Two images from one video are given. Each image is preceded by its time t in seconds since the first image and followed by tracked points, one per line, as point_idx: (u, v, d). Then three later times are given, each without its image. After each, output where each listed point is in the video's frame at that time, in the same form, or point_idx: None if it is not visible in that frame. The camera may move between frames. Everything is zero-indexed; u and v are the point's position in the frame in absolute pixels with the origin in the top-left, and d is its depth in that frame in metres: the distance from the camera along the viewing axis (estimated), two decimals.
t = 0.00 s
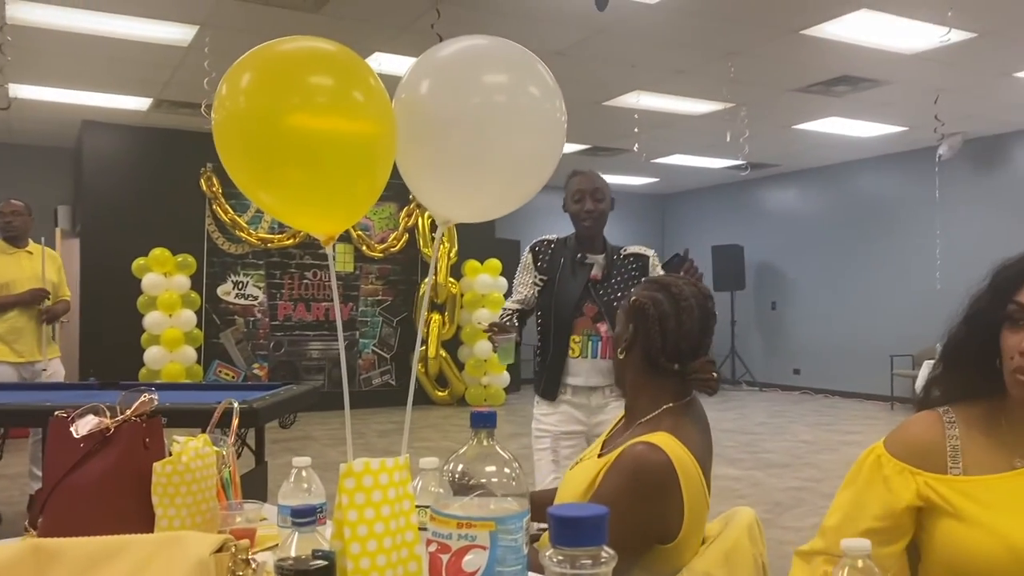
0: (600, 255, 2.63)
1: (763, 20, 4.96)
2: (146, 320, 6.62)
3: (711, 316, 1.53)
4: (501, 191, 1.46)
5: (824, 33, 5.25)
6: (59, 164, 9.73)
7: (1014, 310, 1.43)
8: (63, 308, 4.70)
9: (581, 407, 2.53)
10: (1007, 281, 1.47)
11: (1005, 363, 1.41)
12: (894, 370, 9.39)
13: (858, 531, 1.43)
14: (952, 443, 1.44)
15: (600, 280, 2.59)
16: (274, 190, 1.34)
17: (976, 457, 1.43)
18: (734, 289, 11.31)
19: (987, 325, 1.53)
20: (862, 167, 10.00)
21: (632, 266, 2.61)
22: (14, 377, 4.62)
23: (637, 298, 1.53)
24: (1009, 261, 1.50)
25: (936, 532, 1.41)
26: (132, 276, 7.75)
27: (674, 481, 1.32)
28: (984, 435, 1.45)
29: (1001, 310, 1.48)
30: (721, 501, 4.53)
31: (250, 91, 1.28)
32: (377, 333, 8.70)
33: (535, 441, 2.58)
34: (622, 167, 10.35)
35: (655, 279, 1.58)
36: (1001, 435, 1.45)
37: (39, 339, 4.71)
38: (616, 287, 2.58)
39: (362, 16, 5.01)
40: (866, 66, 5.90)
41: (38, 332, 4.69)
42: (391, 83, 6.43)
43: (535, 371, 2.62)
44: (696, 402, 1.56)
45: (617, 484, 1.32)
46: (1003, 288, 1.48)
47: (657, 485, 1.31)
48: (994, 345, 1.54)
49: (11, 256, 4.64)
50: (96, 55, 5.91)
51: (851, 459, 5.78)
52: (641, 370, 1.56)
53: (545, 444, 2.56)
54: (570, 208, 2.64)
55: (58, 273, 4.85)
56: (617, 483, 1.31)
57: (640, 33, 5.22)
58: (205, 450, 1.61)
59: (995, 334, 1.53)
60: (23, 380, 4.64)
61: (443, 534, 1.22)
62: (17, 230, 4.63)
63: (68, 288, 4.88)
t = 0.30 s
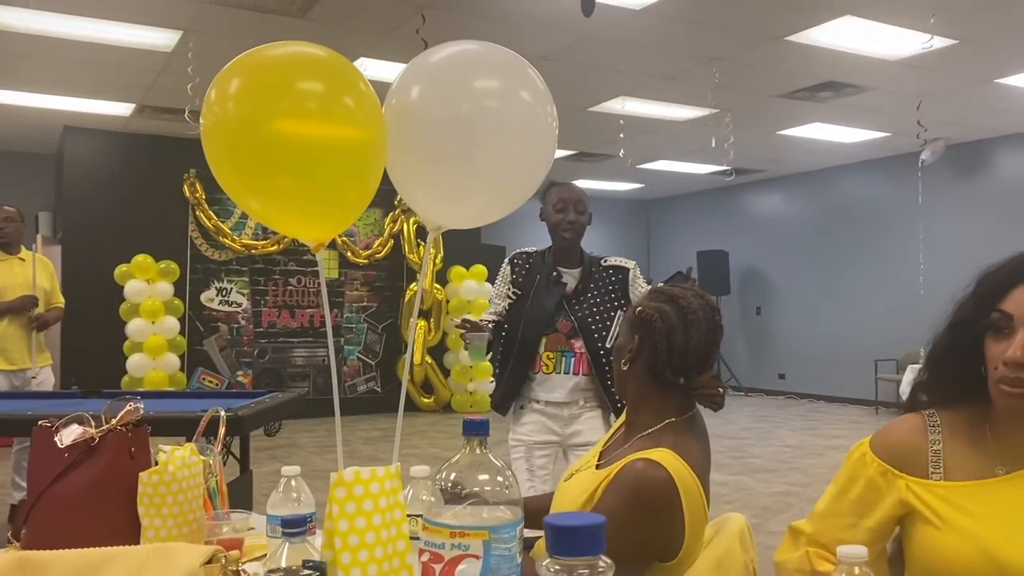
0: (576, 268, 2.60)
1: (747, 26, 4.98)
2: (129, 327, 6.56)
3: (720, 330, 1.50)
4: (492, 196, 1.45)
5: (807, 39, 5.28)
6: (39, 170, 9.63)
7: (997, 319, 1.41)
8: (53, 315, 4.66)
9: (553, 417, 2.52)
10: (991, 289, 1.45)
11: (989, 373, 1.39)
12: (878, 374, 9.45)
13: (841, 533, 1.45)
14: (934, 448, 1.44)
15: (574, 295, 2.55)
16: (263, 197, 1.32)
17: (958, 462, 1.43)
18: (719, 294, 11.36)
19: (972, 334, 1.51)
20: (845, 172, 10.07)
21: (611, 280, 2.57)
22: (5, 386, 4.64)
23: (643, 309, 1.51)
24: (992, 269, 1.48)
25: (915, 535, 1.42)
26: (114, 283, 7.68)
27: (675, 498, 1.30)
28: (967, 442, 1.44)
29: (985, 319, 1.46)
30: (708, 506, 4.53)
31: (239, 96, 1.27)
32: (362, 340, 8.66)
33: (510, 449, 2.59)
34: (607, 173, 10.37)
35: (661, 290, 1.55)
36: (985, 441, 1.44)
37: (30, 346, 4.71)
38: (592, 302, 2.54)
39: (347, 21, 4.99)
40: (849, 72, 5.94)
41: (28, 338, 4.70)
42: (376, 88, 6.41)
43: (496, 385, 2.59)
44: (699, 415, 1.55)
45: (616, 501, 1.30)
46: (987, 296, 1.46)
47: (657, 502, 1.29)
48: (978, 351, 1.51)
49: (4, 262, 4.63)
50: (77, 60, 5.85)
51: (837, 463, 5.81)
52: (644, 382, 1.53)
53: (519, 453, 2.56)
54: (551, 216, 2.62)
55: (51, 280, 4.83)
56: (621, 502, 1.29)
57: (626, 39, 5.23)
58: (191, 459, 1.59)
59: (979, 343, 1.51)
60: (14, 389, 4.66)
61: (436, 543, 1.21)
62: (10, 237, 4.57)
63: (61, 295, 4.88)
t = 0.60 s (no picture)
0: (563, 261, 2.58)
1: (738, 27, 4.99)
2: (119, 331, 6.53)
3: (720, 336, 1.52)
4: (483, 200, 1.44)
5: (798, 41, 5.29)
6: (28, 175, 9.58)
7: (989, 328, 1.36)
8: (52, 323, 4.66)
9: (541, 414, 2.51)
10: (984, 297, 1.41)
11: (980, 384, 1.34)
12: (869, 375, 9.48)
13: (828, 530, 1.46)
14: (922, 454, 1.43)
15: (558, 286, 2.54)
16: (252, 203, 1.31)
17: (947, 468, 1.42)
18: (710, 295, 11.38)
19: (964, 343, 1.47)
20: (835, 173, 10.10)
21: (597, 272, 2.56)
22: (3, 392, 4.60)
23: (644, 317, 1.50)
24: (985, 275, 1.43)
25: (903, 540, 1.43)
26: (104, 288, 7.64)
27: (671, 507, 1.30)
28: (957, 450, 1.43)
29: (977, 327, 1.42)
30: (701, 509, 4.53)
31: (226, 102, 1.26)
32: (354, 344, 8.65)
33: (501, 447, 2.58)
34: (599, 175, 10.38)
35: (662, 296, 1.55)
36: (974, 450, 1.42)
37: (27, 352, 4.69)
38: (575, 293, 2.53)
39: (337, 23, 4.98)
40: (840, 73, 5.96)
41: (26, 345, 4.69)
42: (367, 91, 6.40)
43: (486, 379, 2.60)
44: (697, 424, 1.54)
45: (613, 509, 1.30)
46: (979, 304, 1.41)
47: (654, 512, 1.29)
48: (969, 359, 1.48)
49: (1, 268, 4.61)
50: (66, 65, 5.83)
51: (830, 464, 5.81)
52: (641, 388, 1.52)
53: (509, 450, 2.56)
54: (542, 207, 2.56)
55: (49, 287, 4.83)
56: (620, 509, 1.29)
57: (617, 41, 5.24)
58: (180, 466, 1.58)
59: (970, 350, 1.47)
60: (11, 395, 4.61)
61: (427, 549, 1.21)
62: (9, 243, 4.58)
63: (59, 302, 4.87)
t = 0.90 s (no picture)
0: (564, 266, 2.58)
1: (734, 26, 4.98)
2: (117, 333, 6.53)
3: (717, 337, 1.53)
4: (477, 199, 1.44)
5: (793, 39, 5.28)
6: (25, 177, 9.58)
7: (990, 342, 1.28)
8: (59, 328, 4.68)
9: (542, 422, 2.50)
10: (985, 309, 1.32)
11: (981, 402, 1.27)
12: (868, 373, 9.49)
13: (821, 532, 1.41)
14: (920, 463, 1.38)
15: (557, 293, 2.54)
16: (243, 203, 1.31)
17: (944, 477, 1.38)
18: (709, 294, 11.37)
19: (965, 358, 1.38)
20: (832, 171, 10.11)
21: (596, 278, 2.53)
22: (7, 395, 4.61)
23: (642, 318, 1.50)
24: (984, 283, 1.35)
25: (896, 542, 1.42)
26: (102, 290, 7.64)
27: (670, 509, 1.30)
28: (955, 459, 1.38)
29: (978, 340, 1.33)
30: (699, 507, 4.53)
31: (217, 102, 1.26)
32: (353, 344, 8.64)
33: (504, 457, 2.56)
34: (596, 175, 10.38)
35: (660, 297, 1.55)
36: (972, 460, 1.37)
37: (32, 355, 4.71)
38: (571, 300, 2.51)
39: (333, 24, 4.98)
40: (836, 72, 5.96)
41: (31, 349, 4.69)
42: (363, 92, 6.40)
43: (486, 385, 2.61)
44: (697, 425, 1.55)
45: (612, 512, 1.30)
46: (979, 316, 1.33)
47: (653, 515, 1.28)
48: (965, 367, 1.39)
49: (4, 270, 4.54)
50: (61, 67, 5.83)
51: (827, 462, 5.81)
52: (639, 390, 1.52)
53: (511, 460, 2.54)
54: (544, 215, 2.56)
55: (53, 290, 4.87)
56: (618, 510, 1.29)
57: (613, 40, 5.23)
58: (176, 467, 1.58)
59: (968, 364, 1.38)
60: (15, 397, 4.62)
61: (420, 549, 1.21)
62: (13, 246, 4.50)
63: (64, 306, 4.92)
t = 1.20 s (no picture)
0: (565, 264, 2.58)
1: (733, 23, 4.97)
2: (117, 334, 6.52)
3: (717, 335, 1.53)
4: (476, 197, 1.44)
5: (792, 36, 5.27)
6: (24, 178, 9.57)
7: (1014, 346, 1.20)
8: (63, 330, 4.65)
9: (544, 421, 2.50)
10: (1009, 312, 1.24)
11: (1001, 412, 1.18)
12: (868, 370, 9.49)
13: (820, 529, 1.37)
14: (924, 471, 1.33)
15: (562, 290, 2.53)
16: (242, 203, 1.31)
17: (947, 485, 1.33)
18: (708, 292, 11.38)
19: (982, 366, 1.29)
20: (831, 169, 10.11)
21: (599, 276, 2.54)
22: (11, 395, 4.63)
23: (641, 315, 1.50)
24: (1004, 288, 1.28)
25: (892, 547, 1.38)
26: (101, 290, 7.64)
27: (672, 509, 1.28)
28: (960, 466, 1.34)
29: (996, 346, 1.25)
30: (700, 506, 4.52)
31: (216, 101, 1.26)
32: (353, 344, 8.64)
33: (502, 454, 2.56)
34: (595, 174, 10.38)
35: (659, 294, 1.55)
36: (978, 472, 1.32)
37: (35, 355, 4.70)
38: (578, 298, 2.51)
39: (332, 23, 4.97)
40: (835, 69, 5.95)
41: (34, 349, 4.68)
42: (362, 91, 6.40)
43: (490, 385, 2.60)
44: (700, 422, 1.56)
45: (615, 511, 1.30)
46: (1001, 319, 1.25)
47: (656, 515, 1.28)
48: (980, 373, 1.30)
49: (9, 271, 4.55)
50: (60, 67, 5.82)
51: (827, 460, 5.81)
52: (639, 388, 1.51)
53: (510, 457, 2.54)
54: (544, 213, 2.56)
55: (58, 291, 4.86)
56: (619, 509, 1.30)
57: (612, 38, 5.22)
58: (176, 468, 1.58)
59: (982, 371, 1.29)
60: (19, 397, 4.64)
61: (421, 548, 1.21)
62: (18, 248, 4.53)
63: (69, 307, 4.91)
